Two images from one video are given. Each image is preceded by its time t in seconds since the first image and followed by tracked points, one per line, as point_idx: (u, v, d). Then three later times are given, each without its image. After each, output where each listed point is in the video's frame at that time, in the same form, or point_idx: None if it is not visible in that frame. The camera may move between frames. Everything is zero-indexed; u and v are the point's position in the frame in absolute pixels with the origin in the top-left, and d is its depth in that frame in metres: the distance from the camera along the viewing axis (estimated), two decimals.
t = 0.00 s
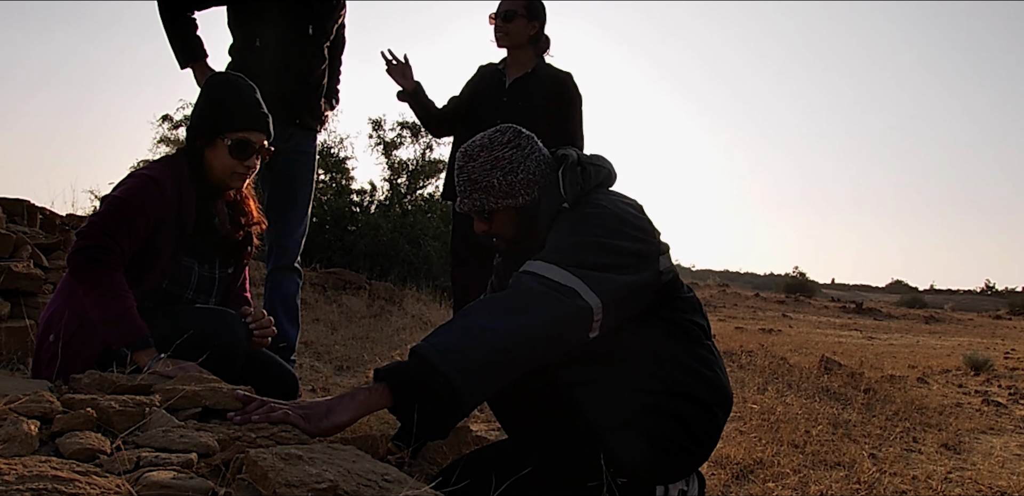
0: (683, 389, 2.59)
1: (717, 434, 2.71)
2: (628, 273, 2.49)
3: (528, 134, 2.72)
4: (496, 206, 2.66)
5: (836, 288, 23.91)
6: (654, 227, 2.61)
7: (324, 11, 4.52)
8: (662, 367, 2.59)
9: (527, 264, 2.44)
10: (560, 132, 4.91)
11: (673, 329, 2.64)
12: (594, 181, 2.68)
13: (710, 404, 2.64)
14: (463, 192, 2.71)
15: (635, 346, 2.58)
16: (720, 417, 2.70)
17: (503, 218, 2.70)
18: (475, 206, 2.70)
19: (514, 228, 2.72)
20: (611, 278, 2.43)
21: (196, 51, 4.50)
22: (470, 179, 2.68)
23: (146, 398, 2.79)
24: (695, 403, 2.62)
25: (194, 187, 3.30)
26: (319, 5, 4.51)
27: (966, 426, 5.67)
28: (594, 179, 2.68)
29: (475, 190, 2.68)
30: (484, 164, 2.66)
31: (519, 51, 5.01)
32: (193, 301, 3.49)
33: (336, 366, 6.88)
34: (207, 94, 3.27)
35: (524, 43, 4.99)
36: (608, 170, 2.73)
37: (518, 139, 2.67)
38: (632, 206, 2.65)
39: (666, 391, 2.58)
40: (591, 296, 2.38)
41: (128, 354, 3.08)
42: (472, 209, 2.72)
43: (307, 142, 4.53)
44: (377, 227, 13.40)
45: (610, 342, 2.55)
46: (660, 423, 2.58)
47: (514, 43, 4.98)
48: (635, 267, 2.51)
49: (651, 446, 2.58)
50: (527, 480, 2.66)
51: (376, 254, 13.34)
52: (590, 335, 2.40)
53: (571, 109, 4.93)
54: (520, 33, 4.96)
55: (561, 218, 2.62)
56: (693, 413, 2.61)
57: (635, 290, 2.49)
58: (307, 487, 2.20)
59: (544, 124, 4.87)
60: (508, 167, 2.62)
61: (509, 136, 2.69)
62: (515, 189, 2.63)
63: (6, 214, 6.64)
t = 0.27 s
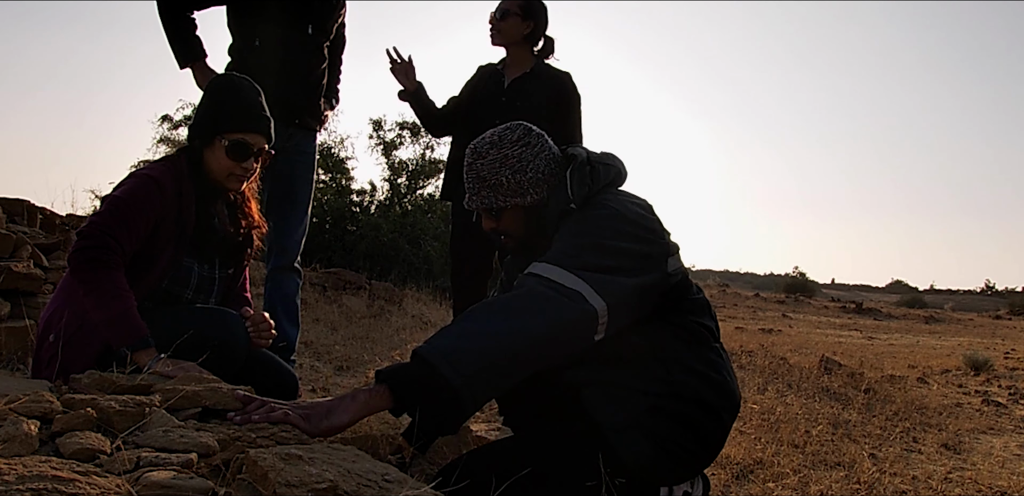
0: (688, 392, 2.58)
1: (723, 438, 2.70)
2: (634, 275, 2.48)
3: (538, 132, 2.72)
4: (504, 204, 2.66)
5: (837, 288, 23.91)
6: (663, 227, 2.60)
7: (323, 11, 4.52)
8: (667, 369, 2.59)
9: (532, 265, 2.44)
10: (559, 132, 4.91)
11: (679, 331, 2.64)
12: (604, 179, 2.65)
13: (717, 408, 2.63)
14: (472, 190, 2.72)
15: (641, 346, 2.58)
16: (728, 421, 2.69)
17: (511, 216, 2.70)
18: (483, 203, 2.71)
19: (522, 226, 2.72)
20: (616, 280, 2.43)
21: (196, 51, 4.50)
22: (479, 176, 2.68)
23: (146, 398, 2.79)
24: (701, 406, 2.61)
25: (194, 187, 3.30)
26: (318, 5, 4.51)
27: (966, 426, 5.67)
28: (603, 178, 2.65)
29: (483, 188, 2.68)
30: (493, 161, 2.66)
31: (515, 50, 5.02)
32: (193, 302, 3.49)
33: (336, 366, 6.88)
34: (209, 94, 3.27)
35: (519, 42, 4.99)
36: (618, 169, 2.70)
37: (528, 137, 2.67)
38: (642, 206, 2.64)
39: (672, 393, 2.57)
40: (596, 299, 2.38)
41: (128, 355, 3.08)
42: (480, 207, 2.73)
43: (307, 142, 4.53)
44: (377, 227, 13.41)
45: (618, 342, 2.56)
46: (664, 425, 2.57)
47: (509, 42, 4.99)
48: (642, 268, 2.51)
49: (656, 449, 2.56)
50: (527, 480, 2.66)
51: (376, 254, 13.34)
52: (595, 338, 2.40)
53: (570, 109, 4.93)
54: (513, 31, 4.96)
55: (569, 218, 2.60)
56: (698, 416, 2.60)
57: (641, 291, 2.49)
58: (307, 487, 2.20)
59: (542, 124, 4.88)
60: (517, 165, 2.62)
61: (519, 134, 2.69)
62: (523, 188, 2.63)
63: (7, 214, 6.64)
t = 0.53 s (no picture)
0: (695, 396, 2.58)
1: (728, 442, 2.70)
2: (642, 278, 2.46)
3: (552, 129, 2.72)
4: (514, 201, 2.67)
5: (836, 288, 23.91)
6: (676, 229, 2.57)
7: (322, 11, 4.51)
8: (675, 372, 2.58)
9: (537, 268, 2.43)
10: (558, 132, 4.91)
11: (689, 334, 2.63)
12: (615, 178, 2.62)
13: (723, 412, 2.62)
14: (483, 185, 2.73)
15: (649, 349, 2.58)
16: (734, 426, 2.68)
17: (521, 213, 2.71)
18: (494, 199, 2.72)
19: (531, 224, 2.73)
20: (623, 283, 2.41)
21: (196, 50, 4.50)
22: (490, 172, 2.69)
23: (146, 398, 2.79)
24: (708, 410, 2.60)
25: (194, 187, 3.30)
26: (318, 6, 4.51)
27: (966, 426, 5.67)
28: (614, 178, 2.62)
29: (494, 184, 2.69)
30: (505, 158, 2.67)
31: (515, 50, 5.03)
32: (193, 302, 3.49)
33: (336, 366, 6.88)
34: (208, 94, 3.26)
35: (518, 41, 4.99)
36: (630, 169, 2.67)
37: (541, 135, 2.67)
38: (654, 206, 2.61)
39: (678, 398, 2.57)
40: (601, 302, 2.36)
41: (128, 355, 3.08)
42: (491, 203, 2.74)
43: (307, 142, 4.53)
44: (377, 227, 13.41)
45: (625, 343, 2.56)
46: (669, 428, 2.57)
47: (508, 42, 5.00)
48: (652, 271, 2.48)
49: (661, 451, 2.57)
50: (528, 480, 2.65)
51: (376, 254, 13.34)
52: (601, 340, 2.38)
53: (569, 110, 4.93)
54: (512, 30, 4.97)
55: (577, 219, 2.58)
56: (704, 420, 2.59)
57: (650, 294, 2.47)
58: (307, 487, 2.20)
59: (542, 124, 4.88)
60: (528, 163, 2.63)
61: (532, 131, 2.69)
62: (533, 185, 2.63)
63: (6, 214, 6.65)
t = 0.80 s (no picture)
0: (701, 400, 2.58)
1: (733, 445, 2.70)
2: (650, 280, 2.45)
3: (562, 127, 2.71)
4: (520, 199, 2.67)
5: (836, 288, 23.92)
6: (683, 231, 2.57)
7: (322, 10, 4.51)
8: (681, 374, 2.58)
9: (542, 270, 2.43)
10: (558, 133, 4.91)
11: (695, 337, 2.63)
12: (623, 180, 2.63)
13: (729, 416, 2.63)
14: (490, 181, 2.72)
15: (655, 350, 2.58)
16: (739, 429, 2.69)
17: (527, 211, 2.71)
18: (500, 196, 2.71)
19: (536, 222, 2.73)
20: (630, 286, 2.40)
21: (196, 50, 4.50)
22: (498, 169, 2.68)
23: (146, 398, 2.79)
24: (713, 413, 2.61)
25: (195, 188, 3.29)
26: (318, 6, 4.51)
27: (966, 426, 5.67)
28: (623, 179, 2.63)
29: (502, 180, 2.68)
30: (513, 155, 2.66)
31: (515, 49, 5.03)
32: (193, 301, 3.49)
33: (336, 366, 6.88)
34: (207, 95, 3.27)
35: (518, 42, 4.99)
36: (638, 170, 2.68)
37: (551, 133, 2.66)
38: (662, 208, 2.60)
39: (685, 400, 2.57)
40: (606, 306, 2.35)
41: (128, 355, 3.08)
42: (497, 199, 2.73)
43: (307, 142, 4.53)
44: (377, 227, 13.41)
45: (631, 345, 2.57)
46: (675, 431, 2.57)
47: (508, 42, 5.00)
48: (660, 273, 2.48)
49: (666, 454, 2.56)
50: (528, 480, 2.65)
51: (376, 254, 13.34)
52: (606, 343, 2.38)
53: (568, 110, 4.93)
54: (513, 30, 4.97)
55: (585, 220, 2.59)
56: (710, 423, 2.59)
57: (659, 297, 2.47)
58: (307, 487, 2.20)
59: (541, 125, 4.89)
60: (537, 162, 2.62)
61: (543, 129, 2.68)
62: (541, 185, 2.63)
63: (7, 214, 6.65)
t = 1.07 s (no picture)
0: (704, 402, 2.56)
1: (734, 447, 2.70)
2: (653, 282, 2.43)
3: (577, 123, 2.68)
4: (520, 188, 2.68)
5: (836, 288, 23.92)
6: (688, 232, 2.55)
7: (321, 10, 4.51)
8: (684, 376, 2.56)
9: (543, 271, 2.43)
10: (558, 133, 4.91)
11: (699, 338, 2.61)
12: (629, 181, 2.59)
13: (731, 418, 2.62)
14: (496, 166, 2.73)
15: (659, 351, 2.56)
16: (741, 431, 2.68)
17: (526, 201, 2.71)
18: (502, 182, 2.72)
19: (535, 213, 2.73)
20: (633, 288, 2.39)
21: (196, 50, 4.50)
22: (504, 155, 2.69)
23: (146, 398, 2.79)
24: (715, 416, 2.59)
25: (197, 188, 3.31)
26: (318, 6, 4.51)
27: (966, 426, 5.67)
28: (629, 180, 2.59)
29: (506, 168, 2.69)
30: (521, 145, 2.66)
31: (515, 49, 5.02)
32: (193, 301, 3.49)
33: (336, 366, 6.88)
34: (197, 96, 3.24)
35: (518, 41, 4.99)
36: (646, 173, 2.64)
37: (563, 128, 2.64)
38: (667, 208, 2.58)
39: (688, 402, 2.55)
40: (608, 309, 2.35)
41: (128, 355, 3.08)
42: (500, 184, 2.74)
43: (307, 142, 4.52)
44: (377, 227, 13.41)
45: (635, 346, 2.55)
46: (677, 433, 2.56)
47: (508, 42, 5.00)
48: (663, 275, 2.46)
49: (667, 455, 2.56)
50: (527, 480, 2.65)
51: (376, 254, 13.34)
52: (608, 346, 2.37)
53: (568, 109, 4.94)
54: (513, 30, 4.97)
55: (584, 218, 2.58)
56: (712, 425, 2.58)
57: (662, 298, 2.45)
58: (307, 487, 2.20)
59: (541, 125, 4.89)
60: (542, 155, 2.62)
61: (555, 123, 2.66)
62: (541, 178, 2.63)
63: (6, 214, 6.65)
